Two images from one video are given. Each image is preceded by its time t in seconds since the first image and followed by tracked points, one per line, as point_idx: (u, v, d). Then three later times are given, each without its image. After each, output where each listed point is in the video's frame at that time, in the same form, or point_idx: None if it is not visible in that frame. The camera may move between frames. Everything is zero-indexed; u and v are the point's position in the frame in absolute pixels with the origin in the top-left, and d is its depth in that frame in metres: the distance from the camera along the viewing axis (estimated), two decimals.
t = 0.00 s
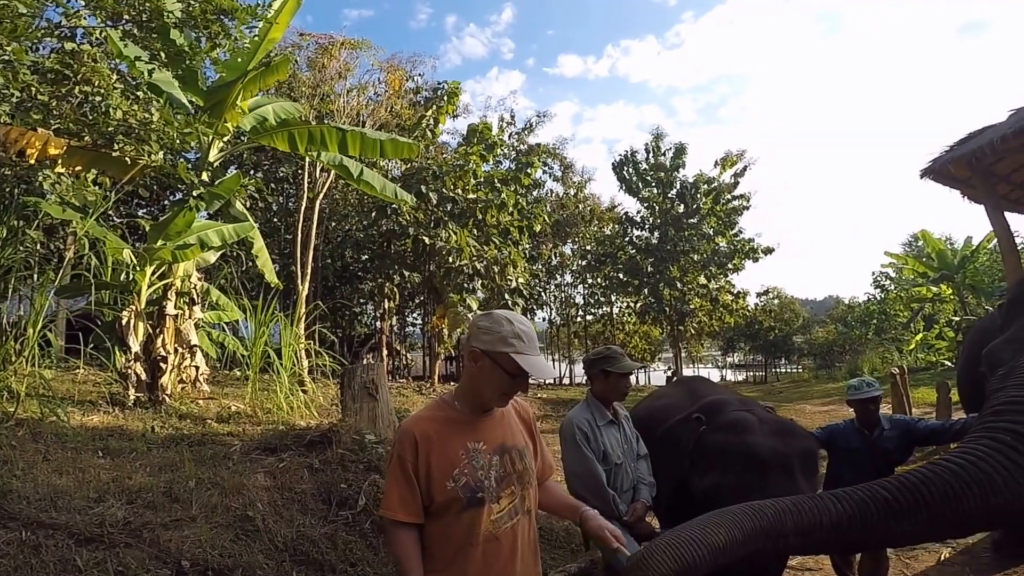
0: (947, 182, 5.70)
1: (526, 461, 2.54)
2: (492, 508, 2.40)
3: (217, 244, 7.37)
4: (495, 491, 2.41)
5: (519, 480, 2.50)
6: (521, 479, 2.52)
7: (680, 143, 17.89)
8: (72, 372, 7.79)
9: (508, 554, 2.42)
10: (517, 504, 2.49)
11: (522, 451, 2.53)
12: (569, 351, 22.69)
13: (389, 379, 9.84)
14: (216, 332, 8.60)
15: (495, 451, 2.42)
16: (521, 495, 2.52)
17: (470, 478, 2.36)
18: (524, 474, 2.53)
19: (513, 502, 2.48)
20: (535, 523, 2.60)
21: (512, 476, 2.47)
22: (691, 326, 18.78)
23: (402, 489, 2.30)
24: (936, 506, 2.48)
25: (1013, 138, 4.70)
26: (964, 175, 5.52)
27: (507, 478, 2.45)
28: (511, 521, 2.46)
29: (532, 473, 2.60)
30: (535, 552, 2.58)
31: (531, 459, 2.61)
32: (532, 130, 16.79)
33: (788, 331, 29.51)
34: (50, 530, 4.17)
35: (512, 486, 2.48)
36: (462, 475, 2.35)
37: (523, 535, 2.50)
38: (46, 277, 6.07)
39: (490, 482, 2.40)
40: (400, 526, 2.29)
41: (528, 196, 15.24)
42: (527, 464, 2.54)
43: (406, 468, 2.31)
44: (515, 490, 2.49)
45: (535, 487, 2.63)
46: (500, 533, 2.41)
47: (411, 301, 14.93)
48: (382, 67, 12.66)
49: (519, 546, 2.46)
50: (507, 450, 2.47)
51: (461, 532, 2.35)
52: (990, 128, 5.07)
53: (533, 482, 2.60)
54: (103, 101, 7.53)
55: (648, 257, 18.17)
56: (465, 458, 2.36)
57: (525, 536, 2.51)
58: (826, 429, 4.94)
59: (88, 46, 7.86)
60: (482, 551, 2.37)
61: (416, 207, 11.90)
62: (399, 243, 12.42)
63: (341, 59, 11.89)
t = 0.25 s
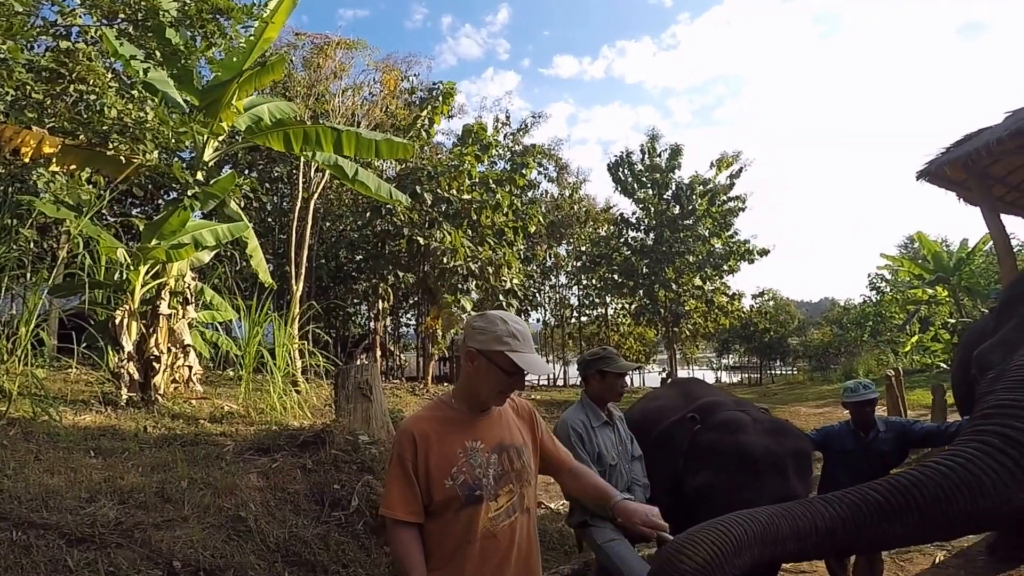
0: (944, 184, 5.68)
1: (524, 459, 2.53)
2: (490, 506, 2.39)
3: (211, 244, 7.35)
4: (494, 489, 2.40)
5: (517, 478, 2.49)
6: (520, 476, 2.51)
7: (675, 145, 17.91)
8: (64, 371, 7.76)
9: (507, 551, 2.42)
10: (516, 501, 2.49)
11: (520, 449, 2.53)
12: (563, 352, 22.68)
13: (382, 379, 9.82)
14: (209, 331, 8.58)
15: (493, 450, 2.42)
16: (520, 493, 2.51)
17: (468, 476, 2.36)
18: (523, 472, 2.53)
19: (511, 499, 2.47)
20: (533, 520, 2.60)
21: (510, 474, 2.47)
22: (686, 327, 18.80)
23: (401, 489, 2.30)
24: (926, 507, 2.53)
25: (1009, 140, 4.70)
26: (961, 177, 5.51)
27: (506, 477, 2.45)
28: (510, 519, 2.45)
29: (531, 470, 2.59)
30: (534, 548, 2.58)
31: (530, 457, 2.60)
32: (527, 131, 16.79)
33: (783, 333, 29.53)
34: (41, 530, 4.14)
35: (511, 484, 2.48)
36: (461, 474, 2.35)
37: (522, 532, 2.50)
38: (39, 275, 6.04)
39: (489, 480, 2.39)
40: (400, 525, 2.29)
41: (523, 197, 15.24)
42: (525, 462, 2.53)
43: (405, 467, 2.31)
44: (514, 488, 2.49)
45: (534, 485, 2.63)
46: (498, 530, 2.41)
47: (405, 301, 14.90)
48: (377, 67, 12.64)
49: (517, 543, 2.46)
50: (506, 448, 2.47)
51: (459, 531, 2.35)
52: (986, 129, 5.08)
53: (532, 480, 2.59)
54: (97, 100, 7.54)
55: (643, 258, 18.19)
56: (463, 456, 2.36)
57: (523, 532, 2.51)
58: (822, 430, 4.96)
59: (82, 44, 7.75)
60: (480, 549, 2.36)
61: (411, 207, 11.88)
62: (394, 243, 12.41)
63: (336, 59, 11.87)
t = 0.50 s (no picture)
0: (936, 186, 5.68)
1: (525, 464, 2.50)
2: (481, 507, 2.38)
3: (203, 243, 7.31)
4: (486, 491, 2.39)
5: (514, 482, 2.46)
6: (518, 481, 2.47)
7: (669, 147, 17.94)
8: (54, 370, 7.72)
9: (496, 555, 2.40)
10: (511, 505, 2.46)
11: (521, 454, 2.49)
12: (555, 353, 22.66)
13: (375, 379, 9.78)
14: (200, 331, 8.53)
15: (489, 452, 2.40)
16: (516, 498, 2.47)
17: (460, 475, 2.35)
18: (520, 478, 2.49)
19: (505, 503, 2.44)
20: (531, 527, 2.55)
21: (506, 477, 2.44)
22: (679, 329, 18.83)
23: (393, 481, 2.33)
24: (933, 512, 2.65)
25: (1004, 142, 4.70)
26: (953, 179, 5.51)
27: (500, 480, 2.42)
28: (502, 522, 2.43)
29: (532, 476, 2.55)
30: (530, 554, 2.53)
31: (533, 463, 2.55)
32: (521, 132, 16.79)
33: (775, 335, 29.59)
34: (29, 529, 4.11)
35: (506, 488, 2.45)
36: (452, 472, 2.35)
37: (516, 538, 2.46)
38: (28, 273, 6.01)
39: (481, 482, 2.38)
40: (389, 517, 2.32)
41: (516, 198, 15.24)
42: (525, 467, 2.50)
43: (397, 461, 2.34)
44: (510, 493, 2.45)
45: (536, 491, 2.58)
46: (488, 532, 2.39)
47: (397, 302, 14.86)
48: (371, 67, 12.61)
49: (509, 548, 2.42)
50: (504, 451, 2.44)
51: (447, 529, 2.34)
52: (980, 132, 5.08)
53: (533, 486, 2.55)
54: (90, 98, 7.49)
55: (636, 259, 18.21)
56: (456, 454, 2.36)
57: (517, 538, 2.47)
58: (814, 431, 4.97)
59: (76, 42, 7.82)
60: (468, 550, 2.35)
61: (404, 207, 11.85)
62: (387, 243, 12.38)
63: (330, 58, 11.84)
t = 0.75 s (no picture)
0: (923, 191, 5.69)
1: (529, 490, 2.46)
2: (466, 517, 2.39)
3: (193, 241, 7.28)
4: (476, 503, 2.39)
5: (510, 505, 2.44)
6: (514, 506, 2.45)
7: (660, 148, 18.02)
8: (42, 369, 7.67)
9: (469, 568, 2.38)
10: (499, 526, 2.43)
11: (529, 479, 2.46)
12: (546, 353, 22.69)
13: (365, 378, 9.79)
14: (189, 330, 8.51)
15: (492, 467, 2.41)
16: (508, 521, 2.45)
17: (456, 480, 2.39)
18: (518, 504, 2.45)
19: (494, 522, 2.43)
20: (522, 557, 2.50)
21: (503, 496, 2.43)
22: (669, 330, 18.93)
23: (398, 464, 2.44)
24: (932, 520, 2.63)
25: (989, 147, 4.73)
26: (939, 184, 5.53)
27: (494, 497, 2.41)
28: (484, 539, 2.41)
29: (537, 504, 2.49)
30: None
31: (542, 496, 2.49)
32: (514, 132, 16.81)
33: (764, 336, 29.72)
34: (16, 530, 4.08)
35: (501, 507, 2.44)
36: (450, 475, 2.39)
37: (495, 561, 2.42)
38: (17, 272, 5.97)
39: (474, 493, 2.39)
40: (382, 491, 2.45)
41: (509, 198, 15.26)
42: (528, 494, 2.46)
43: (408, 447, 2.44)
44: (502, 514, 2.43)
45: (539, 522, 2.51)
46: (467, 544, 2.38)
47: (388, 301, 14.84)
48: (364, 66, 12.59)
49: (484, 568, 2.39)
50: (510, 470, 2.43)
51: (430, 528, 2.38)
52: (966, 136, 5.11)
53: (535, 515, 2.50)
54: (79, 95, 7.41)
55: (627, 261, 18.28)
56: (460, 458, 2.40)
57: (495, 561, 2.42)
58: (801, 431, 5.00)
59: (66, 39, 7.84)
60: (444, 553, 2.37)
61: (396, 207, 11.84)
62: (378, 242, 12.37)
63: (323, 57, 11.81)
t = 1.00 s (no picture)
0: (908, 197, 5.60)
1: (527, 508, 2.52)
2: (462, 528, 2.45)
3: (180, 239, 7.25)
4: (473, 517, 2.46)
5: (506, 520, 2.51)
6: (509, 521, 2.51)
7: (650, 150, 18.08)
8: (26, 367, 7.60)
9: (458, 573, 2.49)
10: (492, 539, 2.51)
11: (528, 497, 2.52)
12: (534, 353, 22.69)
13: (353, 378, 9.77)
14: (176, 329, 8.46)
15: (493, 483, 2.46)
16: (502, 535, 2.52)
17: (455, 493, 2.43)
18: (515, 520, 2.52)
19: (488, 535, 2.50)
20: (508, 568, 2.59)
21: (499, 512, 2.49)
22: (656, 330, 19.01)
23: (399, 468, 2.46)
24: (928, 535, 2.73)
25: (970, 152, 4.73)
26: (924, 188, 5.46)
27: (490, 512, 2.47)
28: (476, 549, 2.49)
29: (530, 520, 2.56)
30: None
31: (538, 512, 2.57)
32: (505, 133, 16.81)
33: (750, 337, 29.87)
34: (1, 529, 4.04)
35: (497, 521, 2.50)
36: (450, 488, 2.43)
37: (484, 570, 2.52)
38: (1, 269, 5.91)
39: (471, 507, 2.45)
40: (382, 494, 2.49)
41: (499, 198, 15.27)
42: (524, 512, 2.52)
43: (410, 453, 2.47)
44: (497, 528, 2.50)
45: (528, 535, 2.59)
46: (458, 552, 2.47)
47: (377, 301, 14.81)
48: (356, 64, 12.56)
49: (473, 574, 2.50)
50: (509, 488, 2.48)
51: (425, 533, 2.46)
52: (948, 141, 5.10)
53: (530, 528, 2.58)
54: (65, 90, 7.38)
55: (616, 262, 18.33)
56: (461, 472, 2.44)
57: (484, 569, 2.52)
58: (786, 431, 5.00)
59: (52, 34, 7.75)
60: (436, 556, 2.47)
61: (386, 206, 11.82)
62: (368, 242, 12.35)
63: (315, 55, 11.76)
